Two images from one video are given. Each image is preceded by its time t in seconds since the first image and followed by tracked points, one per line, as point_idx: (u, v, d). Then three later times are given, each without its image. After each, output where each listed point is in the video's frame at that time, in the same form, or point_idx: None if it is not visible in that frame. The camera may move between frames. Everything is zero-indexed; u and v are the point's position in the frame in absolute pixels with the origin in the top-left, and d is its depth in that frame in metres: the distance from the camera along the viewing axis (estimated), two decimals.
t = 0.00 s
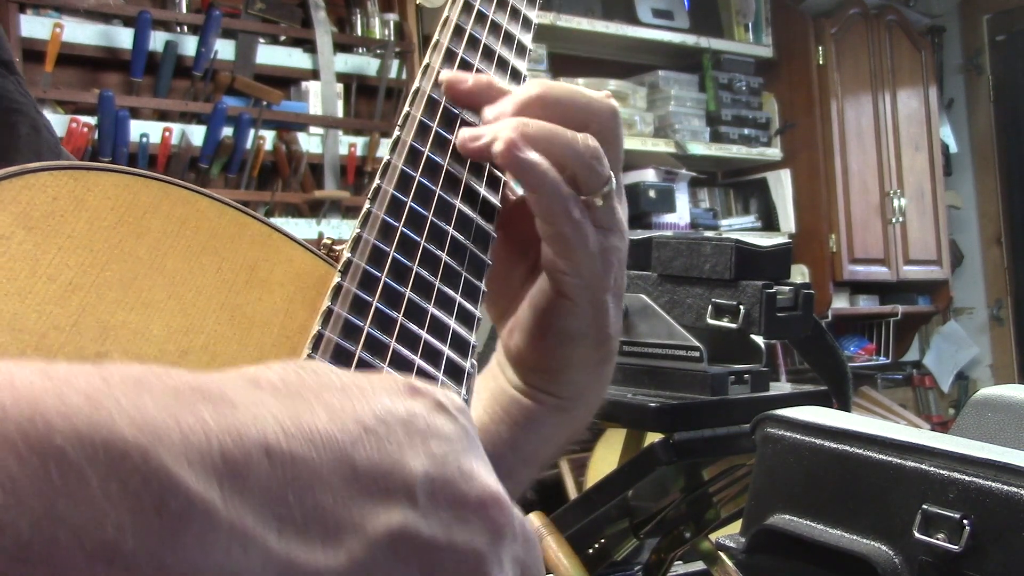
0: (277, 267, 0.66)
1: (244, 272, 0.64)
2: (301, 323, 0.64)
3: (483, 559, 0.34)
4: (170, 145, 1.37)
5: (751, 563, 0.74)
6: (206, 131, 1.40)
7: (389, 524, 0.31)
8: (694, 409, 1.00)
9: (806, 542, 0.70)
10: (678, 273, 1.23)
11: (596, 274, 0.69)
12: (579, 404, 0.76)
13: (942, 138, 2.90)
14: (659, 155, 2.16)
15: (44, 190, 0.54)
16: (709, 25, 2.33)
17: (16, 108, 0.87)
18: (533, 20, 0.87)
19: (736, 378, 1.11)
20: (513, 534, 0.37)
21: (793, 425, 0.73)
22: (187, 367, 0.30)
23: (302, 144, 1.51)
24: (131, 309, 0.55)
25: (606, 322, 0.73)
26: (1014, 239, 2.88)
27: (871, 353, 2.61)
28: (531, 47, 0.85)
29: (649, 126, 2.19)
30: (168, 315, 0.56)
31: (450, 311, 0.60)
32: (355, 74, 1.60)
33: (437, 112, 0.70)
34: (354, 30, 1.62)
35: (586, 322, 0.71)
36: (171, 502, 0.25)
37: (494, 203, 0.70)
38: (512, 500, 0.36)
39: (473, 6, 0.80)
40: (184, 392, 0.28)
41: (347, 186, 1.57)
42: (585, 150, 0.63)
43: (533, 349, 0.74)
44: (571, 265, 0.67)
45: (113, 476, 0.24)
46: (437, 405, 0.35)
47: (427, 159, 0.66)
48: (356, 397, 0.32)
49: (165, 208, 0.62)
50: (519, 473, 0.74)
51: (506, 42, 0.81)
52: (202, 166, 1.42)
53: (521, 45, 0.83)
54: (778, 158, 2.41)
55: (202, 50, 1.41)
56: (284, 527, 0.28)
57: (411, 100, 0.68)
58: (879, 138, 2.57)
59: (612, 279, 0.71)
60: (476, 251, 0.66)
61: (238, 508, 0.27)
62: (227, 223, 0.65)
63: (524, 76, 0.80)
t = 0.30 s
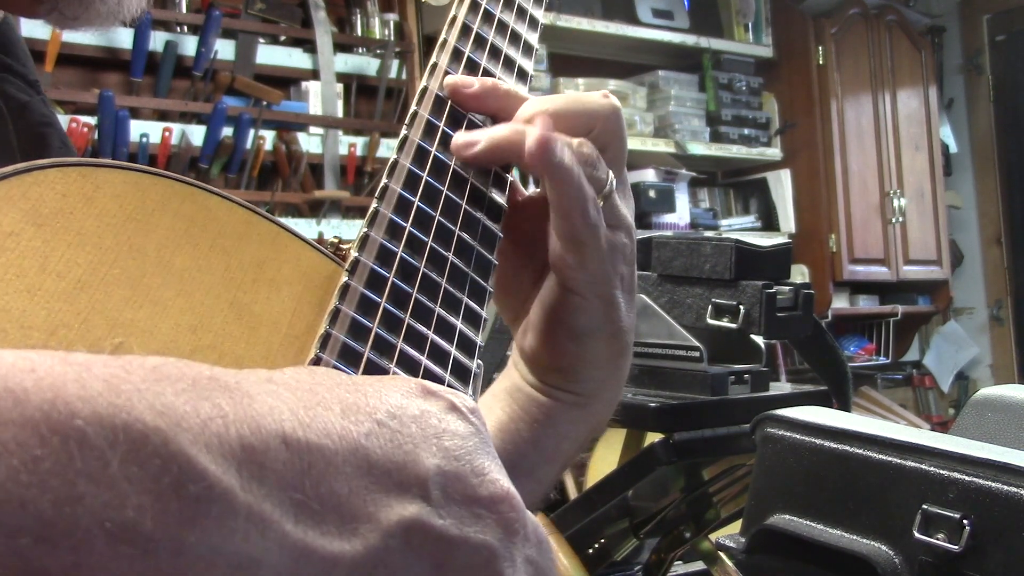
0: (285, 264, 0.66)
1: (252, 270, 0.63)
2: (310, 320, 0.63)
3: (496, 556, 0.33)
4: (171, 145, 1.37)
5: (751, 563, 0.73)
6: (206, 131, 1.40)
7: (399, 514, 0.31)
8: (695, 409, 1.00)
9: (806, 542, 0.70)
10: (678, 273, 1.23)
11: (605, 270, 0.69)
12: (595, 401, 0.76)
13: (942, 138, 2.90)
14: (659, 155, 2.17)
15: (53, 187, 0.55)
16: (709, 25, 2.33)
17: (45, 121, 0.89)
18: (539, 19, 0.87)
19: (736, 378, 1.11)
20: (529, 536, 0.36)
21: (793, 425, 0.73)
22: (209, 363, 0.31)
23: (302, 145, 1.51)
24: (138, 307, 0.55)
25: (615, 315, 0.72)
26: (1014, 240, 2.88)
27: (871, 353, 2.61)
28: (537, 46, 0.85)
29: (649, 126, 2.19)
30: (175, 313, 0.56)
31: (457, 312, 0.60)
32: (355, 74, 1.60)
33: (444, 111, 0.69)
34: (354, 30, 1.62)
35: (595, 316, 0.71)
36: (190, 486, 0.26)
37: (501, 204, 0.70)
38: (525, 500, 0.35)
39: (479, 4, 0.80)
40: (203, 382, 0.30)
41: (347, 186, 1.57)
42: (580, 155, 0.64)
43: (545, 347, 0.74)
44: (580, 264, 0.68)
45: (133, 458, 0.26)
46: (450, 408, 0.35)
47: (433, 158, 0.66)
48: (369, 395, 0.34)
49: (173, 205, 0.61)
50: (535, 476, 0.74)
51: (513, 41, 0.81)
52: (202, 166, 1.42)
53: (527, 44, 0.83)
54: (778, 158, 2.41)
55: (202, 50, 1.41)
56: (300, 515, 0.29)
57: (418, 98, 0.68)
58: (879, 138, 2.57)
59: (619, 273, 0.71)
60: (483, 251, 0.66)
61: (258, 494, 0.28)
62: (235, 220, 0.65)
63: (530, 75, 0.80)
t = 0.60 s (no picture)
0: (294, 264, 0.65)
1: (260, 270, 0.63)
2: (317, 322, 0.63)
3: (515, 557, 0.33)
4: (170, 145, 1.37)
5: (751, 562, 0.73)
6: (206, 131, 1.40)
7: (419, 517, 0.31)
8: (695, 409, 1.00)
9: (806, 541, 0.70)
10: (678, 273, 1.23)
11: (625, 270, 0.67)
12: (613, 398, 0.75)
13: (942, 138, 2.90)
14: (659, 155, 2.17)
15: (63, 183, 0.54)
16: (710, 26, 2.33)
17: (68, 121, 0.90)
18: (547, 16, 0.87)
19: (736, 378, 1.11)
20: (549, 537, 0.35)
21: (793, 425, 0.73)
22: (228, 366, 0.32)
23: (302, 144, 1.51)
24: (147, 305, 0.55)
25: (635, 311, 0.71)
26: (1014, 240, 2.89)
27: (871, 353, 2.62)
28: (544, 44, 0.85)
29: (649, 126, 2.19)
30: (182, 315, 0.56)
31: (466, 312, 0.61)
32: (355, 74, 1.60)
33: (452, 109, 0.69)
34: (354, 30, 1.62)
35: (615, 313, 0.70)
36: (210, 491, 0.27)
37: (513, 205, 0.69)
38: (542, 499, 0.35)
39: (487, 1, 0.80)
40: (221, 387, 0.30)
41: (347, 186, 1.57)
42: (583, 158, 0.60)
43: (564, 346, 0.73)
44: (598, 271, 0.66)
45: (153, 464, 0.26)
46: (470, 408, 0.35)
47: (441, 157, 0.65)
48: (387, 396, 0.33)
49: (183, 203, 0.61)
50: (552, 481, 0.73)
51: (521, 38, 0.81)
52: (202, 166, 1.41)
53: (534, 43, 0.83)
54: (778, 158, 2.41)
55: (202, 50, 1.41)
56: (320, 519, 0.29)
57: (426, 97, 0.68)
58: (879, 138, 2.57)
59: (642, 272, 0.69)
60: (492, 251, 0.67)
61: (277, 499, 0.28)
62: (244, 218, 0.64)
63: (538, 74, 0.80)
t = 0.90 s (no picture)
0: (291, 263, 0.65)
1: (257, 270, 0.63)
2: (315, 321, 0.63)
3: (523, 536, 0.33)
4: (171, 145, 1.37)
5: (752, 562, 0.73)
6: (206, 131, 1.40)
7: (424, 498, 0.31)
8: (694, 408, 1.00)
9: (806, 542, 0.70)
10: (678, 273, 1.23)
11: (620, 256, 0.66)
12: (606, 399, 0.73)
13: (942, 138, 2.90)
14: (660, 155, 2.17)
15: (58, 184, 0.55)
16: (710, 26, 2.33)
17: (69, 121, 0.89)
18: (544, 16, 0.87)
19: (736, 378, 1.11)
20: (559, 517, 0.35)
21: (793, 424, 0.73)
22: (224, 356, 0.32)
23: (302, 144, 1.51)
24: (143, 305, 0.55)
25: (630, 302, 0.71)
26: (1014, 240, 2.89)
27: (871, 353, 2.62)
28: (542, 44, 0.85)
29: (649, 126, 2.18)
30: (181, 315, 0.56)
31: (463, 313, 0.61)
32: (355, 74, 1.60)
33: (448, 108, 0.69)
34: (354, 30, 1.62)
35: (610, 302, 0.69)
36: (213, 476, 0.27)
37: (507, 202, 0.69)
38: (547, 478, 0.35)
39: None
40: (219, 375, 0.30)
41: (347, 186, 1.57)
42: (572, 135, 0.62)
43: (555, 342, 0.72)
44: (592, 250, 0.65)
45: (156, 450, 0.26)
46: (474, 394, 0.35)
47: (437, 156, 0.65)
48: (390, 383, 0.34)
49: (180, 203, 0.61)
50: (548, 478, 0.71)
51: (517, 37, 0.81)
52: (202, 166, 1.42)
53: (532, 42, 0.83)
54: (778, 158, 2.41)
55: (202, 50, 1.41)
56: (321, 502, 0.29)
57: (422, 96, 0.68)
58: (879, 138, 2.57)
59: (639, 260, 0.68)
60: (489, 251, 0.67)
61: (278, 483, 0.29)
62: (242, 219, 0.64)
63: (536, 73, 0.80)
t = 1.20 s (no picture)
0: (289, 263, 0.65)
1: (255, 270, 0.63)
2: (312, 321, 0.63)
3: (512, 521, 0.33)
4: (170, 145, 1.37)
5: (752, 562, 0.74)
6: (207, 131, 1.40)
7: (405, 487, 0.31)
8: (695, 409, 1.00)
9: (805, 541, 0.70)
10: (678, 273, 1.23)
11: (618, 254, 0.66)
12: (602, 397, 0.73)
13: (942, 138, 2.90)
14: (659, 155, 2.17)
15: (56, 184, 0.55)
16: (709, 25, 2.33)
17: (65, 119, 0.89)
18: (542, 15, 0.87)
19: (736, 378, 1.11)
20: (552, 495, 0.35)
21: (792, 425, 0.73)
22: (207, 345, 0.33)
23: (302, 144, 1.51)
24: (141, 305, 0.55)
25: (627, 300, 0.70)
26: (1014, 240, 2.89)
27: (871, 353, 2.62)
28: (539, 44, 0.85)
29: (649, 126, 2.18)
30: (179, 313, 0.56)
31: (461, 312, 0.61)
32: (355, 74, 1.60)
33: (446, 108, 0.69)
34: (355, 30, 1.62)
35: (607, 300, 0.69)
36: (192, 466, 0.28)
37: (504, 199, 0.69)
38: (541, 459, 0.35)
39: None
40: (201, 363, 0.31)
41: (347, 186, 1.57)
42: (570, 132, 0.62)
43: (553, 340, 0.71)
44: (590, 248, 0.64)
45: (134, 442, 0.28)
46: (459, 376, 0.35)
47: (435, 156, 0.65)
48: (372, 370, 0.34)
49: (176, 203, 0.61)
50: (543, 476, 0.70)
51: (515, 37, 0.82)
52: (202, 166, 1.41)
53: (529, 42, 0.83)
54: (778, 158, 2.40)
55: (202, 50, 1.41)
56: (305, 491, 0.30)
57: (419, 96, 0.68)
58: (879, 138, 2.57)
59: (637, 258, 0.68)
60: (487, 251, 0.67)
61: (261, 472, 0.29)
62: (239, 219, 0.65)
63: (533, 73, 0.80)
